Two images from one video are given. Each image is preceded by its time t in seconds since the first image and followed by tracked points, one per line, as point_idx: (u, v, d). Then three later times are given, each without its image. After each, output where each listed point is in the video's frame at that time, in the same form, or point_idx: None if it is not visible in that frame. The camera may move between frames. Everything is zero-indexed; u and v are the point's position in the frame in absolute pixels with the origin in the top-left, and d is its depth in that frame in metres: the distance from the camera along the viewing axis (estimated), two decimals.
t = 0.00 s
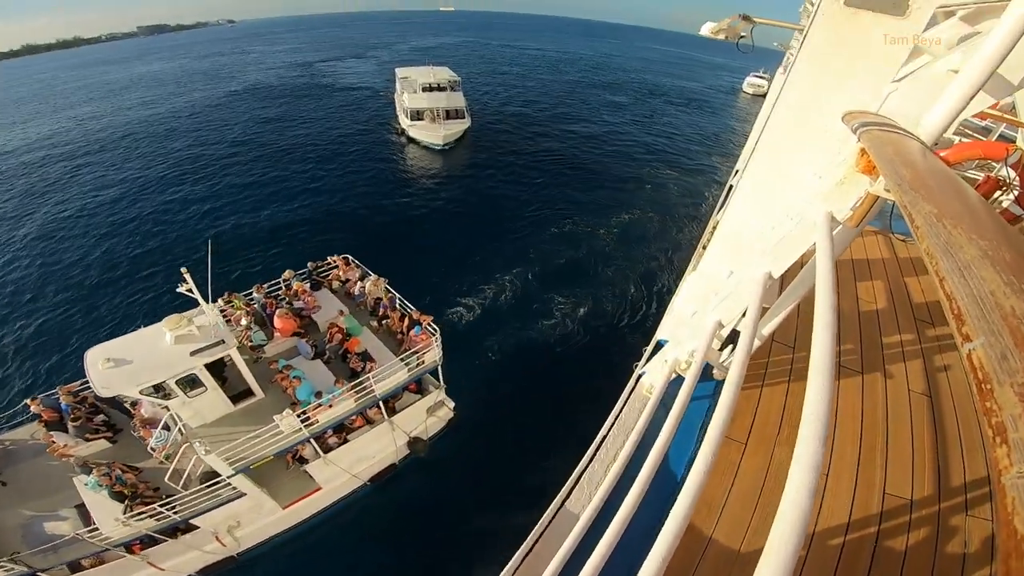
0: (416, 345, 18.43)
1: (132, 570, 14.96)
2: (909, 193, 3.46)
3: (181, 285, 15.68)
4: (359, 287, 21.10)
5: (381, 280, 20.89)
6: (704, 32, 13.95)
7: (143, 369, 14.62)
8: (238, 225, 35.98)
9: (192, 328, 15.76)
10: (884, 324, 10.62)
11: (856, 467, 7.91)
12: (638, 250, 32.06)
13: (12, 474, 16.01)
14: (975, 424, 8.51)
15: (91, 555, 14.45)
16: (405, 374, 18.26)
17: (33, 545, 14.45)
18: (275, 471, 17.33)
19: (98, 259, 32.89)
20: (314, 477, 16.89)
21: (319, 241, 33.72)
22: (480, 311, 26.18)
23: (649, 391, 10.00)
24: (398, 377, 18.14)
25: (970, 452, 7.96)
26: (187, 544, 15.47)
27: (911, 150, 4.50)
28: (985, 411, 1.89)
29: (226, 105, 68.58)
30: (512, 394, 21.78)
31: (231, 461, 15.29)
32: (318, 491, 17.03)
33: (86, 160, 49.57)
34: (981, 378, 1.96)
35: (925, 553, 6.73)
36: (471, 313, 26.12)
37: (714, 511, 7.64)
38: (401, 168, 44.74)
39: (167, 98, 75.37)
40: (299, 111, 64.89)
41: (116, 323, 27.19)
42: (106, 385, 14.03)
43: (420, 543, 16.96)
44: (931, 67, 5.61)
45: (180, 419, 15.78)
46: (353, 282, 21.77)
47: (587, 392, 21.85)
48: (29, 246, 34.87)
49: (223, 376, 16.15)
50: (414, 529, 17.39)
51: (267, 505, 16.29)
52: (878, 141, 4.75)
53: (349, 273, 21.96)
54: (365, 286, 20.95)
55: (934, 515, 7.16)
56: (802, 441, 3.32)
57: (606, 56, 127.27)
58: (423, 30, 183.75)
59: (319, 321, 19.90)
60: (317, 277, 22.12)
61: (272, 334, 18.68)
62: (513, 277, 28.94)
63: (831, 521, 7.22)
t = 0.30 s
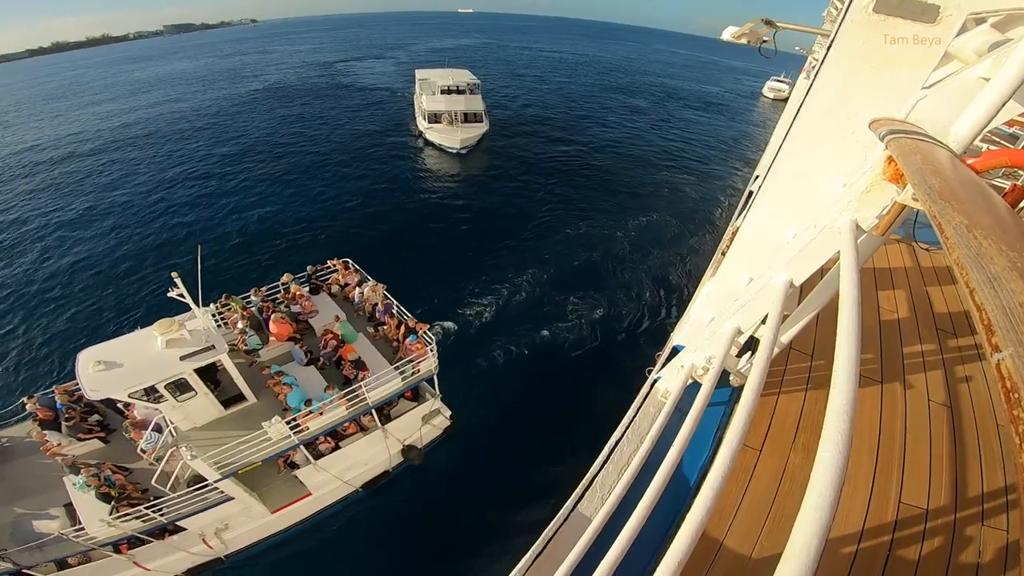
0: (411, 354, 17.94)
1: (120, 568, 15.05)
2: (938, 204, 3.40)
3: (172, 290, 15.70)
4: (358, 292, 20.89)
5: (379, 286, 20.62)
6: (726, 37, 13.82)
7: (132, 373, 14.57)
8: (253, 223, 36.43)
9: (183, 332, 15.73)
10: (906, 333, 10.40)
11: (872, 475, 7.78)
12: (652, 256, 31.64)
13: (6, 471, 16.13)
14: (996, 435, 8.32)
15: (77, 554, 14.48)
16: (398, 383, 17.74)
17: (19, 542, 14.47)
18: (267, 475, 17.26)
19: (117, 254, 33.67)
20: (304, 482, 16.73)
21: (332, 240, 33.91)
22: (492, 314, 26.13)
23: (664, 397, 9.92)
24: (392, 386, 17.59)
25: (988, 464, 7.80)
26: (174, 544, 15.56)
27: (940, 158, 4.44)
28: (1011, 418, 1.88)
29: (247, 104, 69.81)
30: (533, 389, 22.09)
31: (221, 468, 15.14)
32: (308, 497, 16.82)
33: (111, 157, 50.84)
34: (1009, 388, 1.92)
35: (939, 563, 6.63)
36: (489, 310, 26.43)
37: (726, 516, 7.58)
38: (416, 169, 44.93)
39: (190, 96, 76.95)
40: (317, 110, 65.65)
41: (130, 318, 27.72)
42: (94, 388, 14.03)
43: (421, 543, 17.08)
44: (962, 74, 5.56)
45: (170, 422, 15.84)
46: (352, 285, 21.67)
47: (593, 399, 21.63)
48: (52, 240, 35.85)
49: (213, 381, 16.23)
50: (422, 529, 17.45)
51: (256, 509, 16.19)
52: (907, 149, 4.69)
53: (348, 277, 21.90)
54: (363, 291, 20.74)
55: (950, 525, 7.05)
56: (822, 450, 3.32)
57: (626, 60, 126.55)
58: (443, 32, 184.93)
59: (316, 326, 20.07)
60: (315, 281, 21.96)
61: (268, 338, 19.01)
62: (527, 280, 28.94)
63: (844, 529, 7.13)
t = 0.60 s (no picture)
0: (404, 368, 17.87)
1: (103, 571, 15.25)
2: (961, 217, 3.37)
3: (160, 299, 15.53)
4: (353, 303, 20.82)
5: (375, 297, 20.47)
6: (744, 43, 13.72)
7: (119, 381, 14.48)
8: (265, 225, 36.88)
9: (171, 341, 15.58)
10: (925, 345, 10.18)
11: (886, 484, 7.64)
12: (663, 266, 31.23)
13: None
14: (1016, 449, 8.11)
15: (62, 555, 14.80)
16: (390, 398, 17.69)
17: (6, 543, 14.77)
18: (255, 484, 17.49)
19: (131, 253, 34.39)
20: (291, 492, 16.85)
21: (341, 243, 34.11)
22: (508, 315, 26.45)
23: (677, 407, 9.83)
24: (383, 401, 17.55)
25: (1006, 478, 7.63)
26: (158, 550, 15.73)
27: (964, 169, 4.40)
28: None
29: (265, 107, 71.08)
30: (538, 396, 22.00)
31: (204, 476, 15.22)
32: (295, 507, 16.92)
33: (133, 157, 52.05)
34: None
35: None
36: (502, 314, 26.55)
37: (737, 526, 7.50)
38: (428, 175, 45.11)
39: (211, 99, 78.61)
40: (335, 114, 66.48)
41: (142, 317, 28.24)
42: (80, 394, 13.91)
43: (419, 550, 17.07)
44: (985, 85, 5.52)
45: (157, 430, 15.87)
46: (348, 296, 21.63)
47: (596, 410, 21.43)
48: (71, 238, 36.76)
49: (202, 390, 16.20)
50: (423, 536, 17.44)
51: (241, 517, 16.36)
52: (929, 160, 4.66)
53: (344, 287, 21.89)
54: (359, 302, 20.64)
55: (964, 538, 6.94)
56: (841, 463, 3.32)
57: (644, 67, 126.02)
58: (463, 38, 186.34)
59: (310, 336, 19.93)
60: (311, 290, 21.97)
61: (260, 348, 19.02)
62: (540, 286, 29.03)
63: (857, 540, 7.01)
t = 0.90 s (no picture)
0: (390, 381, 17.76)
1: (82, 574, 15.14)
2: (982, 228, 3.33)
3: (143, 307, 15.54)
4: (345, 312, 20.79)
5: (366, 307, 20.43)
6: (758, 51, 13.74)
7: (102, 389, 14.64)
8: (273, 227, 37.16)
9: (155, 350, 15.61)
10: (939, 355, 9.98)
11: (896, 493, 7.51)
12: (671, 274, 30.88)
13: None
14: None
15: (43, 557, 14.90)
16: (376, 411, 17.59)
17: None
18: (240, 491, 17.34)
19: (142, 253, 34.91)
20: (275, 500, 16.79)
21: (347, 245, 34.23)
22: (522, 314, 26.79)
23: (687, 414, 9.76)
24: (368, 414, 17.47)
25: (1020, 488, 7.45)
26: (138, 554, 15.64)
27: (983, 178, 4.35)
28: None
29: (280, 109, 71.99)
30: (545, 402, 21.90)
31: (185, 484, 15.08)
32: (279, 515, 16.87)
33: (149, 157, 53.00)
34: None
35: None
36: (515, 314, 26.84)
37: (745, 534, 7.43)
38: (438, 179, 45.24)
39: (228, 100, 79.80)
40: (348, 117, 67.06)
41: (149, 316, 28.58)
42: (62, 403, 14.03)
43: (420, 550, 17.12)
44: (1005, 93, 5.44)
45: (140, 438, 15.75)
46: (340, 304, 21.64)
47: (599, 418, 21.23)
48: (85, 236, 37.43)
49: (185, 398, 16.09)
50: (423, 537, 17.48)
51: (224, 524, 16.24)
52: (948, 168, 4.63)
53: (337, 295, 21.90)
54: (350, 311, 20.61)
55: (975, 547, 6.81)
56: (854, 474, 3.37)
57: (657, 72, 125.75)
58: (478, 42, 187.38)
59: (299, 345, 20.00)
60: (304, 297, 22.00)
61: (249, 356, 19.13)
62: (554, 288, 29.17)
63: (866, 549, 6.91)
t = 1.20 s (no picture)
0: (375, 393, 17.64)
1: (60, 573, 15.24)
2: (999, 237, 3.28)
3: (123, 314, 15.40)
4: (333, 319, 20.59)
5: (355, 314, 20.17)
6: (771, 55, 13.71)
7: (82, 396, 14.57)
8: (280, 227, 37.42)
9: (136, 356, 15.54)
10: (951, 362, 9.77)
11: (905, 501, 7.40)
12: (677, 280, 30.60)
13: None
14: None
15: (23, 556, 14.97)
16: (361, 421, 17.45)
17: None
18: (223, 497, 17.27)
19: (150, 250, 35.36)
20: (257, 507, 16.76)
21: (352, 246, 34.35)
22: (530, 315, 26.95)
23: (695, 419, 9.68)
24: (354, 425, 17.34)
25: None
26: (117, 557, 15.64)
27: (1000, 186, 4.31)
28: None
29: (292, 109, 72.72)
30: (555, 404, 21.90)
31: (163, 490, 15.09)
32: (261, 522, 16.82)
33: (161, 156, 53.79)
34: None
35: None
36: (524, 313, 27.09)
37: (751, 540, 7.37)
38: (445, 181, 45.35)
39: (240, 100, 80.73)
40: (360, 118, 67.52)
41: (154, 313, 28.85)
42: (40, 408, 13.99)
43: (422, 548, 17.23)
44: None
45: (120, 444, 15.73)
46: (329, 310, 21.45)
47: (601, 426, 21.02)
48: (96, 233, 37.95)
49: (166, 405, 16.09)
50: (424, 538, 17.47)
51: (205, 529, 16.24)
52: (964, 175, 4.59)
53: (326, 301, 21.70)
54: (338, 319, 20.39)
55: (983, 555, 6.71)
56: (867, 479, 3.41)
57: (669, 76, 125.52)
58: (491, 44, 188.07)
59: (287, 352, 19.95)
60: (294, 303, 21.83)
61: (234, 363, 18.99)
62: (562, 291, 29.19)
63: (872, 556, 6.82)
